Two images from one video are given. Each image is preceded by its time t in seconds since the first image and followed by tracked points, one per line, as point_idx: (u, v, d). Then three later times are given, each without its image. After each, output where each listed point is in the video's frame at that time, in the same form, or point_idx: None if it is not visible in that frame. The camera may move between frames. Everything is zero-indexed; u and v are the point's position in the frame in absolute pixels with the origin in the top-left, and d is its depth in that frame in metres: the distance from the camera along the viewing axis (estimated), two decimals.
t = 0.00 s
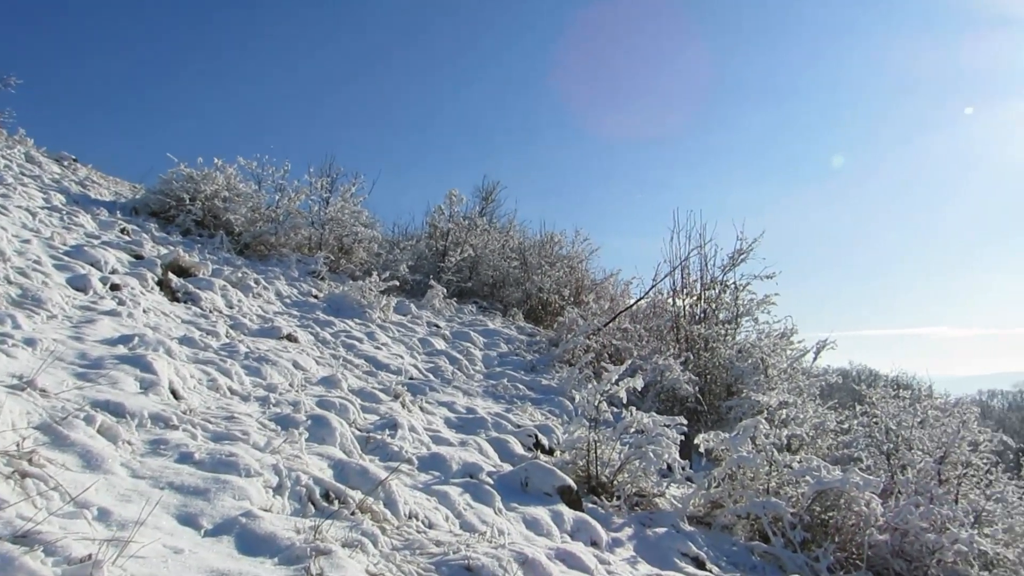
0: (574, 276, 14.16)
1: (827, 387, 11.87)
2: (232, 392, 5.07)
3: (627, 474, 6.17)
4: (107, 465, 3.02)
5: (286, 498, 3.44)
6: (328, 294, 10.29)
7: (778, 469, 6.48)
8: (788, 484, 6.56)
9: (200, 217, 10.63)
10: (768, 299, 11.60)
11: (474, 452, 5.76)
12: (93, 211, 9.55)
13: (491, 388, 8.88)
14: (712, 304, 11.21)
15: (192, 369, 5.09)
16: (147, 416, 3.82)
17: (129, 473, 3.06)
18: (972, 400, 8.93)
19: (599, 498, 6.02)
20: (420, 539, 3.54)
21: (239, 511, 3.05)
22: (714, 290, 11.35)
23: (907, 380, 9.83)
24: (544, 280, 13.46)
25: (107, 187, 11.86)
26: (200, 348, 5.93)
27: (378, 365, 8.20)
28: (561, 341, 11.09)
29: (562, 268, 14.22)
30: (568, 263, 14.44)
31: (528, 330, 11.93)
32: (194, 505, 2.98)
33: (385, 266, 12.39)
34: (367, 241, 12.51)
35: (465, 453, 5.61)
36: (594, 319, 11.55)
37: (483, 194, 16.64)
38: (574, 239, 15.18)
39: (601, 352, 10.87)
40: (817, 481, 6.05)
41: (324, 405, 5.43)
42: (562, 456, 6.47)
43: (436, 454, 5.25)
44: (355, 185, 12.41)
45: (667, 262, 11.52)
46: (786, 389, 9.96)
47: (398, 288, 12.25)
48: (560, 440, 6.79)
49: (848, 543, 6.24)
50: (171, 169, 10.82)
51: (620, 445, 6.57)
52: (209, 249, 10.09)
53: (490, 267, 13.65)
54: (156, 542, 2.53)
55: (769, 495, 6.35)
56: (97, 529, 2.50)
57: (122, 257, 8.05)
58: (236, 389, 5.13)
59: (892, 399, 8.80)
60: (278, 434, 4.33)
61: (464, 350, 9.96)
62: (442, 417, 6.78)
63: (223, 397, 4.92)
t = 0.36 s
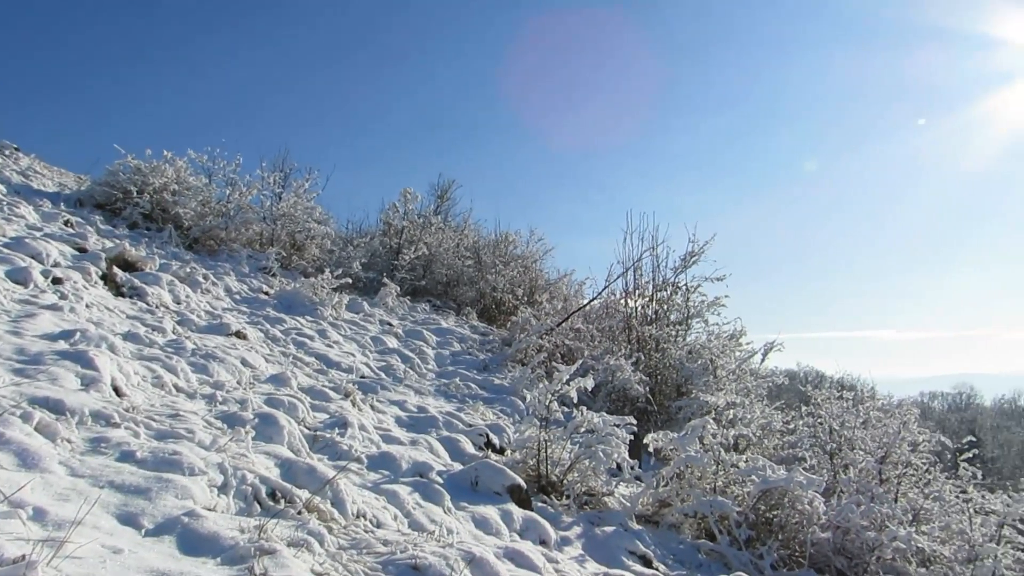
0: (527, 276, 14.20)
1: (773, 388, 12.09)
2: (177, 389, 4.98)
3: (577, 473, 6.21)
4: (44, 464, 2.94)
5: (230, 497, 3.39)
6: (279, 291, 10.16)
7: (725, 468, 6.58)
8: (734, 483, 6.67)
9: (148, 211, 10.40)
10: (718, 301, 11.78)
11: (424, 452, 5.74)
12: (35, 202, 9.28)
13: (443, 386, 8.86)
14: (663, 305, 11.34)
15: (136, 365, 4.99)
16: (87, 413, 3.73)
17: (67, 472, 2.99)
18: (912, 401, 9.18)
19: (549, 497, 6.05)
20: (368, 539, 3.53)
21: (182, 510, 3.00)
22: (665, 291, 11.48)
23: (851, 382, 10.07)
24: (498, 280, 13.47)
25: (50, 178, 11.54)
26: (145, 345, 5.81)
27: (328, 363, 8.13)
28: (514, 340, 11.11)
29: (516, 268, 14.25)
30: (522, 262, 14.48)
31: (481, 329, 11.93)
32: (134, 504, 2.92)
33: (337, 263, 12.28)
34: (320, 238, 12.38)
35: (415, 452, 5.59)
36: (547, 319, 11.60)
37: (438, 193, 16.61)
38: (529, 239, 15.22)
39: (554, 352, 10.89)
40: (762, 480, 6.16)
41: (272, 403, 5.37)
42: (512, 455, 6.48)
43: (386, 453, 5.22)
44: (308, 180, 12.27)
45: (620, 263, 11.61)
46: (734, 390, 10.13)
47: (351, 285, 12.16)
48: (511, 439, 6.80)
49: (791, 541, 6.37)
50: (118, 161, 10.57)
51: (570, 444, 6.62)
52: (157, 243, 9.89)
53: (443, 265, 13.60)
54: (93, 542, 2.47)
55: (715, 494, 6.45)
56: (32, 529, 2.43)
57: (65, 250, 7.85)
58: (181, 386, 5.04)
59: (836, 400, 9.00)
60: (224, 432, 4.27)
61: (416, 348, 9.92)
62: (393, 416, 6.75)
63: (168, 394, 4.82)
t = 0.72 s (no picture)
0: (475, 275, 14.19)
1: (715, 388, 12.31)
2: (112, 386, 4.86)
3: (520, 472, 6.23)
4: None
5: (166, 496, 3.32)
6: (222, 287, 9.97)
7: (666, 467, 6.68)
8: (675, 482, 6.78)
9: (85, 203, 10.11)
10: (664, 303, 11.94)
11: (367, 451, 5.70)
12: None
13: (388, 385, 8.81)
14: (609, 306, 11.45)
15: (69, 362, 4.85)
16: (16, 410, 3.61)
17: None
18: (848, 402, 9.43)
19: (492, 496, 6.06)
20: (307, 538, 3.49)
21: (113, 509, 2.93)
22: (611, 292, 11.59)
23: (790, 383, 10.30)
24: (445, 278, 13.43)
25: None
26: (79, 341, 5.65)
27: (271, 361, 8.01)
28: (460, 339, 11.10)
29: (464, 267, 14.23)
30: (470, 262, 14.47)
31: (427, 328, 11.88)
32: (63, 504, 2.84)
33: (283, 260, 12.10)
34: (265, 233, 12.19)
35: (358, 451, 5.55)
36: (495, 318, 11.61)
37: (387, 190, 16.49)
38: (477, 238, 15.23)
39: (500, 352, 10.90)
40: (702, 479, 6.27)
41: (212, 401, 5.27)
42: (456, 455, 6.47)
43: (327, 452, 5.17)
44: (253, 175, 12.07)
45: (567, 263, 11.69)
46: (677, 390, 10.28)
47: (296, 282, 12.00)
48: (456, 438, 6.79)
49: (730, 539, 6.49)
50: (54, 151, 10.25)
51: (515, 444, 6.64)
52: (95, 237, 9.62)
53: (391, 263, 13.52)
54: (19, 544, 2.40)
55: (656, 493, 6.54)
56: None
57: None
58: (117, 383, 4.92)
59: (775, 400, 9.19)
60: (160, 430, 4.18)
61: (362, 347, 9.84)
62: (336, 414, 6.69)
63: (102, 391, 4.71)
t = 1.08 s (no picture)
0: (430, 274, 14.14)
1: (667, 389, 12.44)
2: (53, 384, 4.74)
3: (472, 472, 6.23)
4: None
5: (106, 497, 3.25)
6: (171, 283, 9.77)
7: (617, 467, 6.73)
8: (626, 481, 6.84)
9: (28, 195, 9.83)
10: (617, 303, 12.04)
11: (317, 450, 5.64)
12: None
13: (340, 384, 8.73)
14: (564, 306, 11.50)
15: (8, 359, 4.72)
16: None
17: None
18: (795, 403, 9.61)
19: (443, 495, 6.05)
20: (253, 539, 3.44)
21: (50, 511, 2.85)
22: (565, 293, 11.66)
23: (740, 383, 10.47)
24: (400, 277, 13.35)
25: None
26: (19, 337, 5.49)
27: (220, 359, 7.88)
28: (414, 338, 11.04)
29: (419, 266, 14.16)
30: (425, 260, 14.41)
31: (381, 326, 11.80)
32: None
33: (234, 256, 11.91)
34: (216, 229, 11.98)
35: (307, 450, 5.49)
36: (450, 317, 11.57)
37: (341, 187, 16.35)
38: (433, 237, 15.18)
39: (454, 351, 10.87)
40: (652, 479, 6.33)
41: (157, 399, 5.17)
42: (408, 454, 6.44)
43: (276, 451, 5.11)
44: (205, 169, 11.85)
45: (522, 263, 11.72)
46: (629, 390, 10.36)
47: (247, 279, 11.82)
48: (407, 437, 6.76)
49: (678, 537, 6.57)
50: None
51: (467, 443, 6.62)
52: (38, 230, 9.36)
53: (345, 261, 13.41)
54: None
55: (607, 492, 6.59)
56: None
57: None
58: (57, 381, 4.79)
59: (725, 400, 9.33)
60: (102, 430, 4.09)
61: (314, 345, 9.73)
62: (286, 413, 6.60)
63: (42, 389, 4.58)
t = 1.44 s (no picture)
0: (381, 273, 14.03)
1: (616, 389, 12.52)
2: None
3: (419, 472, 6.19)
4: None
5: (37, 498, 3.16)
6: (113, 278, 9.53)
7: (564, 467, 6.76)
8: (573, 482, 6.87)
9: None
10: (568, 304, 12.10)
11: (261, 450, 5.56)
12: None
13: (287, 383, 8.62)
14: (514, 306, 11.51)
15: None
16: None
17: None
18: (741, 404, 9.76)
19: (390, 495, 5.99)
20: (191, 540, 3.38)
21: None
22: (517, 293, 11.68)
23: (687, 384, 10.60)
24: (350, 275, 13.22)
25: None
26: None
27: (163, 357, 7.71)
28: (363, 337, 10.94)
29: (370, 265, 14.04)
30: (376, 259, 14.28)
31: (331, 324, 11.67)
32: None
33: (180, 252, 11.67)
34: (161, 224, 11.72)
35: (251, 450, 5.40)
36: (400, 316, 11.50)
37: (291, 183, 16.14)
38: (384, 236, 15.06)
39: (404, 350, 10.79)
40: (599, 479, 6.37)
41: (95, 397, 5.04)
42: (354, 454, 6.38)
43: (218, 451, 5.02)
44: (150, 162, 11.58)
45: (473, 263, 11.69)
46: (578, 390, 10.42)
47: (193, 275, 11.60)
48: (354, 437, 6.69)
49: (624, 537, 6.62)
50: None
51: (414, 443, 6.59)
52: None
53: (295, 258, 13.21)
54: None
55: (554, 492, 6.61)
56: None
57: None
58: None
59: (672, 401, 9.43)
60: (35, 429, 3.97)
61: (261, 343, 9.59)
62: (230, 412, 6.49)
63: None
